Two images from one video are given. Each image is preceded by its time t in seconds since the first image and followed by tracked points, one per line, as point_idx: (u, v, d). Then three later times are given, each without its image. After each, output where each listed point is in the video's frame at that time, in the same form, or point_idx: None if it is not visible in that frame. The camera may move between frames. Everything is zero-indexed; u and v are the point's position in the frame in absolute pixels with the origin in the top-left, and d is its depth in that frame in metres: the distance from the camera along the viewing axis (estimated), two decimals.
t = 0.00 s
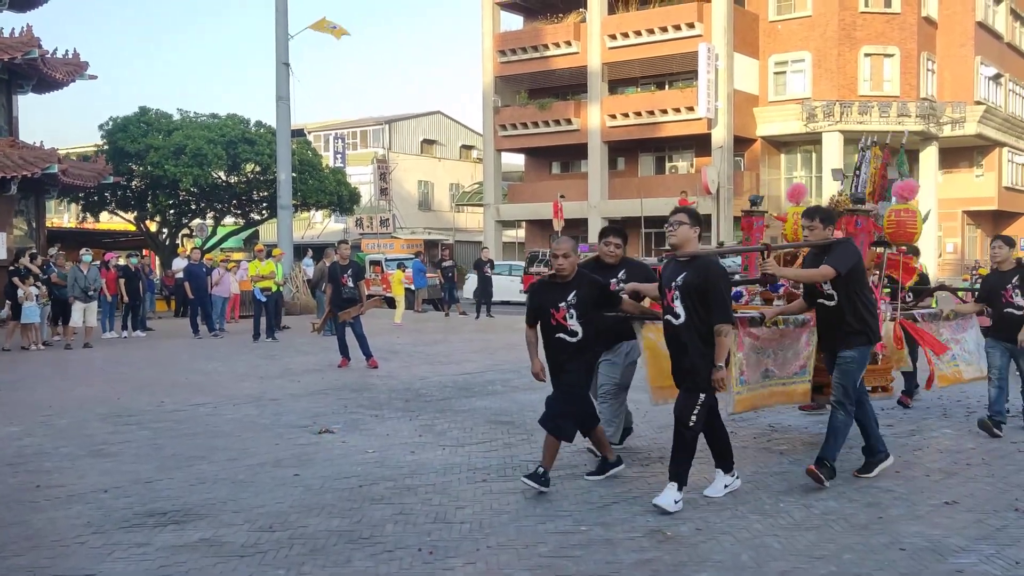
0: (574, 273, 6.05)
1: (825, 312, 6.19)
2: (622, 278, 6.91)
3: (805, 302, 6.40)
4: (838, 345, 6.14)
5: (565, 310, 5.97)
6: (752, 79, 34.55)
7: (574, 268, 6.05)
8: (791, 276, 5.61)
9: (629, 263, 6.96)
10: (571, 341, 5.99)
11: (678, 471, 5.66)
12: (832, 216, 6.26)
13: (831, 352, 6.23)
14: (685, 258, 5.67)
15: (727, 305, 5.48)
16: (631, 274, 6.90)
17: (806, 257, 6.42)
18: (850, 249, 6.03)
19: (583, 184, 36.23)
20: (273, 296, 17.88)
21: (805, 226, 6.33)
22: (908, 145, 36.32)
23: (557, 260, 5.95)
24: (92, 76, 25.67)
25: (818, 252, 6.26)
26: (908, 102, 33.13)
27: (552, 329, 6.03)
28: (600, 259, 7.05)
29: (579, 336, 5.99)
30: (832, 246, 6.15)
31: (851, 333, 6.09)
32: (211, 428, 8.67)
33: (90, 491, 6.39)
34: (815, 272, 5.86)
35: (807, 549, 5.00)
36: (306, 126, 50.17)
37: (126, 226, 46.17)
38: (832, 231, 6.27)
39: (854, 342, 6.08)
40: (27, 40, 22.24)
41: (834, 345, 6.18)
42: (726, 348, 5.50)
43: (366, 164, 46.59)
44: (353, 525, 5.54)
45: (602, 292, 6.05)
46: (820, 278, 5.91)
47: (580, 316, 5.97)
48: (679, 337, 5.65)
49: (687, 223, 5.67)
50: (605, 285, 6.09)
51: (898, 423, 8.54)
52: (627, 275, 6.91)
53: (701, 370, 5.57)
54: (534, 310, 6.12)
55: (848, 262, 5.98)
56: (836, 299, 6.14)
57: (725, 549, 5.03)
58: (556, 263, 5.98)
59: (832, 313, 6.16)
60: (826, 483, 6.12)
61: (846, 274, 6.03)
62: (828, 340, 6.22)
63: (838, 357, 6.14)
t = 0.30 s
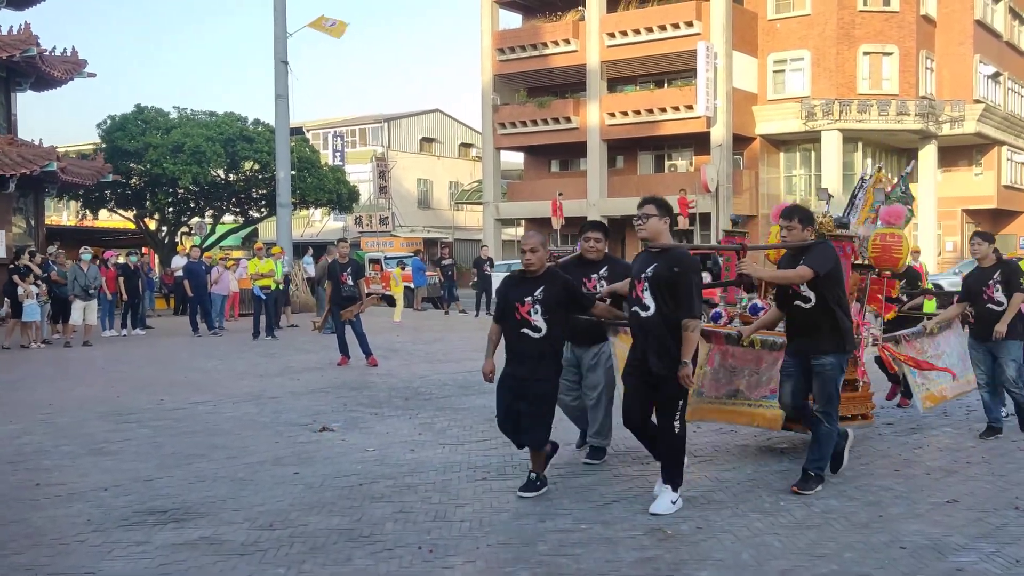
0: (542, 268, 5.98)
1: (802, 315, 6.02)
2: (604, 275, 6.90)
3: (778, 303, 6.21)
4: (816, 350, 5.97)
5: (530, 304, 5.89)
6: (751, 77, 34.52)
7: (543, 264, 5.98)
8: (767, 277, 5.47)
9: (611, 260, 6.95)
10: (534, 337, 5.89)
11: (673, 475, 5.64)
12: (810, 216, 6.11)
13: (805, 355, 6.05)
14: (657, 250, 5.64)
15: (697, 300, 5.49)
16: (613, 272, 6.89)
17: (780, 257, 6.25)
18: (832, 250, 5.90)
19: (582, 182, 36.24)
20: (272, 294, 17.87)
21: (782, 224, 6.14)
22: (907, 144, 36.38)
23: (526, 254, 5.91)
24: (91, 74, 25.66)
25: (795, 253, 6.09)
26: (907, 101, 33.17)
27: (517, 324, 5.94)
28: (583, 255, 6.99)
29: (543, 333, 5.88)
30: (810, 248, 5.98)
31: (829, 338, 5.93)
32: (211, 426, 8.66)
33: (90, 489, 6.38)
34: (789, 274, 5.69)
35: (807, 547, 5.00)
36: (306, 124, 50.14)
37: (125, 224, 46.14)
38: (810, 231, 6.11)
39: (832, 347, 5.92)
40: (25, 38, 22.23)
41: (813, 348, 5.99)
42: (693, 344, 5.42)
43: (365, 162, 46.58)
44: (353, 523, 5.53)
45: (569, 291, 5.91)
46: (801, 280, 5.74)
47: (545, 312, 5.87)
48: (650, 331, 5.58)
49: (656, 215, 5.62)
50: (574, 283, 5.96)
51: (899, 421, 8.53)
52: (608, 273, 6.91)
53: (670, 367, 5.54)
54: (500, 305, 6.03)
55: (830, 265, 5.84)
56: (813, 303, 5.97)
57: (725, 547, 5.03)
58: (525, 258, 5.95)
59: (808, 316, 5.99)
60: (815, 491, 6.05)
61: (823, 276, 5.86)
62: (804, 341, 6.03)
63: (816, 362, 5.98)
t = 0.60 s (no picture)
0: (506, 266, 5.79)
1: (787, 314, 5.83)
2: (581, 275, 6.55)
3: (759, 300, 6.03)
4: (801, 350, 5.81)
5: (498, 304, 5.70)
6: (757, 76, 34.44)
7: (507, 262, 5.79)
8: (740, 272, 5.42)
9: (588, 258, 6.62)
10: (503, 337, 5.70)
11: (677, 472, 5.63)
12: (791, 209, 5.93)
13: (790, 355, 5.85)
14: (624, 253, 5.36)
15: (667, 307, 5.20)
16: (591, 270, 6.57)
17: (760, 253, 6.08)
18: (815, 248, 5.77)
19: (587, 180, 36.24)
20: (278, 291, 17.87)
21: (764, 218, 5.95)
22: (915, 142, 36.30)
23: (490, 253, 5.69)
24: (98, 72, 25.72)
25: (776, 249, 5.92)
26: (914, 99, 33.11)
27: (485, 326, 5.74)
28: (556, 255, 6.63)
29: (513, 333, 5.70)
30: (791, 243, 5.82)
31: (812, 337, 5.78)
32: (217, 424, 8.67)
33: (95, 486, 6.40)
34: (767, 270, 5.57)
35: (813, 547, 4.99)
36: (311, 121, 50.20)
37: (131, 221, 46.26)
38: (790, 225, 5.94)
39: (820, 350, 5.80)
40: (32, 36, 22.26)
41: (799, 349, 5.81)
42: (662, 353, 5.16)
43: (371, 160, 46.64)
44: (358, 521, 5.54)
45: (537, 288, 5.77)
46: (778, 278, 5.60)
47: (513, 311, 5.69)
48: (618, 339, 5.33)
49: (624, 218, 5.36)
50: (541, 280, 5.80)
51: (904, 420, 8.52)
52: (586, 272, 6.58)
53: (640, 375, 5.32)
54: (466, 306, 5.85)
55: (813, 263, 5.72)
56: (796, 300, 5.80)
57: (730, 546, 5.02)
58: (490, 257, 5.73)
59: (792, 314, 5.81)
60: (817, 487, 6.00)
61: (805, 274, 5.72)
62: (788, 341, 5.84)
63: (808, 367, 5.82)
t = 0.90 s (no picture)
0: (463, 267, 5.55)
1: (742, 319, 5.63)
2: (536, 275, 6.54)
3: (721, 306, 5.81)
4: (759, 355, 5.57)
5: (451, 305, 5.45)
6: (756, 78, 34.43)
7: (463, 262, 5.53)
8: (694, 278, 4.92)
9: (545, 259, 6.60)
10: (454, 341, 5.44)
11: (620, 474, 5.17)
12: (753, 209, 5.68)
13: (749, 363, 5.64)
14: (571, 249, 5.14)
15: (615, 301, 4.98)
16: (547, 271, 6.56)
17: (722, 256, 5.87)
18: (775, 249, 5.54)
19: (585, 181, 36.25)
20: (275, 291, 17.86)
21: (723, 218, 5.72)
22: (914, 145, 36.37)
23: (445, 252, 5.45)
24: (96, 70, 25.70)
25: (737, 251, 5.70)
26: (912, 101, 33.17)
27: (436, 328, 5.47)
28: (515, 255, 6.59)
29: (464, 337, 5.45)
30: (752, 245, 5.60)
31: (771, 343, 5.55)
32: (214, 425, 8.65)
33: (93, 486, 6.38)
34: (726, 270, 5.31)
35: (810, 549, 4.99)
36: (310, 121, 50.15)
37: (129, 221, 46.24)
38: (753, 225, 5.69)
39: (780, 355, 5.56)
40: (31, 35, 22.23)
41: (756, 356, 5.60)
42: (610, 346, 4.95)
43: (369, 160, 46.59)
44: (355, 522, 5.53)
45: (492, 291, 5.51)
46: (735, 279, 5.35)
47: (467, 314, 5.44)
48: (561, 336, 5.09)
49: (569, 213, 5.14)
50: (497, 283, 5.55)
51: (901, 423, 8.53)
52: (541, 273, 6.56)
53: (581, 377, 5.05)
54: (417, 308, 5.59)
55: (771, 264, 5.48)
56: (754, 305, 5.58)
57: (728, 548, 5.02)
58: (444, 257, 5.49)
59: (748, 320, 5.61)
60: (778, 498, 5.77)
61: (764, 276, 5.50)
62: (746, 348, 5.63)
63: (763, 373, 5.60)
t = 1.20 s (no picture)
0: (416, 273, 5.30)
1: (706, 324, 5.37)
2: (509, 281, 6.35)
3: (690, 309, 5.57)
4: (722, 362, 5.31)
5: (404, 313, 5.19)
6: (756, 84, 34.44)
7: (417, 267, 5.29)
8: (658, 280, 4.79)
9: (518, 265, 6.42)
10: (407, 349, 5.18)
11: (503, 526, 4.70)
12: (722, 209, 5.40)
13: (713, 370, 5.39)
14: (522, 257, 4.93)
15: (561, 316, 4.76)
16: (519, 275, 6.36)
17: (691, 257, 5.60)
18: (742, 252, 5.25)
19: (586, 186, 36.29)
20: (275, 297, 17.86)
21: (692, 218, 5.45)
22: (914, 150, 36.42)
23: (396, 255, 5.20)
24: (97, 77, 25.78)
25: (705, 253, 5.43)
26: (912, 106, 33.25)
27: (389, 336, 5.22)
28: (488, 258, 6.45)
29: (418, 346, 5.18)
30: (719, 247, 5.32)
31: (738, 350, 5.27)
32: (215, 430, 8.66)
33: (93, 492, 6.39)
34: (693, 276, 5.03)
35: (811, 553, 4.99)
36: (311, 127, 50.21)
37: (130, 227, 46.33)
38: (722, 225, 5.42)
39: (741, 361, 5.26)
40: (32, 42, 22.31)
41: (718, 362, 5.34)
42: (557, 365, 4.75)
43: (370, 166, 46.64)
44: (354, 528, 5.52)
45: (448, 297, 5.24)
46: (699, 283, 5.06)
47: (420, 322, 5.17)
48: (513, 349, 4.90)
49: (523, 221, 5.02)
50: (453, 288, 5.27)
51: (902, 427, 8.53)
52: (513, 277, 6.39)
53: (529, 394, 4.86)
54: (371, 314, 5.33)
55: (736, 267, 5.19)
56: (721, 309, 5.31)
57: (728, 553, 5.01)
58: (397, 260, 5.24)
59: (714, 325, 5.34)
60: (754, 507, 5.64)
61: (731, 280, 5.23)
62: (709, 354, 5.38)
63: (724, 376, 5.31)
